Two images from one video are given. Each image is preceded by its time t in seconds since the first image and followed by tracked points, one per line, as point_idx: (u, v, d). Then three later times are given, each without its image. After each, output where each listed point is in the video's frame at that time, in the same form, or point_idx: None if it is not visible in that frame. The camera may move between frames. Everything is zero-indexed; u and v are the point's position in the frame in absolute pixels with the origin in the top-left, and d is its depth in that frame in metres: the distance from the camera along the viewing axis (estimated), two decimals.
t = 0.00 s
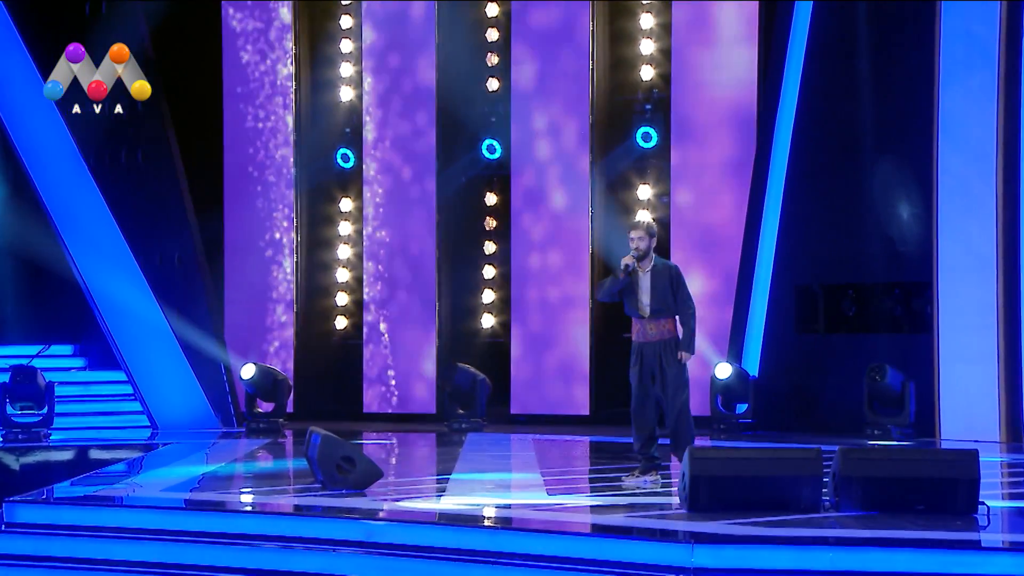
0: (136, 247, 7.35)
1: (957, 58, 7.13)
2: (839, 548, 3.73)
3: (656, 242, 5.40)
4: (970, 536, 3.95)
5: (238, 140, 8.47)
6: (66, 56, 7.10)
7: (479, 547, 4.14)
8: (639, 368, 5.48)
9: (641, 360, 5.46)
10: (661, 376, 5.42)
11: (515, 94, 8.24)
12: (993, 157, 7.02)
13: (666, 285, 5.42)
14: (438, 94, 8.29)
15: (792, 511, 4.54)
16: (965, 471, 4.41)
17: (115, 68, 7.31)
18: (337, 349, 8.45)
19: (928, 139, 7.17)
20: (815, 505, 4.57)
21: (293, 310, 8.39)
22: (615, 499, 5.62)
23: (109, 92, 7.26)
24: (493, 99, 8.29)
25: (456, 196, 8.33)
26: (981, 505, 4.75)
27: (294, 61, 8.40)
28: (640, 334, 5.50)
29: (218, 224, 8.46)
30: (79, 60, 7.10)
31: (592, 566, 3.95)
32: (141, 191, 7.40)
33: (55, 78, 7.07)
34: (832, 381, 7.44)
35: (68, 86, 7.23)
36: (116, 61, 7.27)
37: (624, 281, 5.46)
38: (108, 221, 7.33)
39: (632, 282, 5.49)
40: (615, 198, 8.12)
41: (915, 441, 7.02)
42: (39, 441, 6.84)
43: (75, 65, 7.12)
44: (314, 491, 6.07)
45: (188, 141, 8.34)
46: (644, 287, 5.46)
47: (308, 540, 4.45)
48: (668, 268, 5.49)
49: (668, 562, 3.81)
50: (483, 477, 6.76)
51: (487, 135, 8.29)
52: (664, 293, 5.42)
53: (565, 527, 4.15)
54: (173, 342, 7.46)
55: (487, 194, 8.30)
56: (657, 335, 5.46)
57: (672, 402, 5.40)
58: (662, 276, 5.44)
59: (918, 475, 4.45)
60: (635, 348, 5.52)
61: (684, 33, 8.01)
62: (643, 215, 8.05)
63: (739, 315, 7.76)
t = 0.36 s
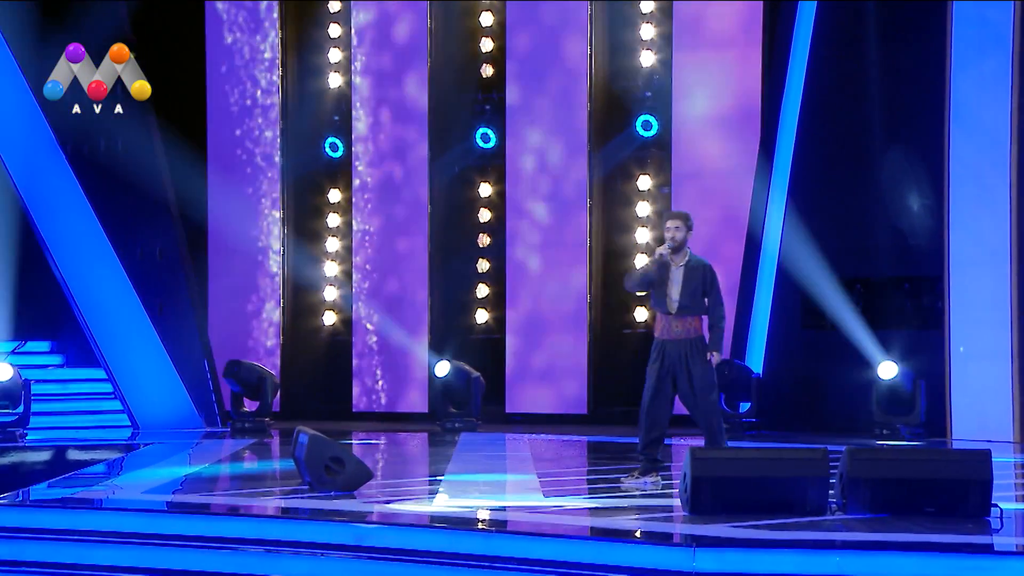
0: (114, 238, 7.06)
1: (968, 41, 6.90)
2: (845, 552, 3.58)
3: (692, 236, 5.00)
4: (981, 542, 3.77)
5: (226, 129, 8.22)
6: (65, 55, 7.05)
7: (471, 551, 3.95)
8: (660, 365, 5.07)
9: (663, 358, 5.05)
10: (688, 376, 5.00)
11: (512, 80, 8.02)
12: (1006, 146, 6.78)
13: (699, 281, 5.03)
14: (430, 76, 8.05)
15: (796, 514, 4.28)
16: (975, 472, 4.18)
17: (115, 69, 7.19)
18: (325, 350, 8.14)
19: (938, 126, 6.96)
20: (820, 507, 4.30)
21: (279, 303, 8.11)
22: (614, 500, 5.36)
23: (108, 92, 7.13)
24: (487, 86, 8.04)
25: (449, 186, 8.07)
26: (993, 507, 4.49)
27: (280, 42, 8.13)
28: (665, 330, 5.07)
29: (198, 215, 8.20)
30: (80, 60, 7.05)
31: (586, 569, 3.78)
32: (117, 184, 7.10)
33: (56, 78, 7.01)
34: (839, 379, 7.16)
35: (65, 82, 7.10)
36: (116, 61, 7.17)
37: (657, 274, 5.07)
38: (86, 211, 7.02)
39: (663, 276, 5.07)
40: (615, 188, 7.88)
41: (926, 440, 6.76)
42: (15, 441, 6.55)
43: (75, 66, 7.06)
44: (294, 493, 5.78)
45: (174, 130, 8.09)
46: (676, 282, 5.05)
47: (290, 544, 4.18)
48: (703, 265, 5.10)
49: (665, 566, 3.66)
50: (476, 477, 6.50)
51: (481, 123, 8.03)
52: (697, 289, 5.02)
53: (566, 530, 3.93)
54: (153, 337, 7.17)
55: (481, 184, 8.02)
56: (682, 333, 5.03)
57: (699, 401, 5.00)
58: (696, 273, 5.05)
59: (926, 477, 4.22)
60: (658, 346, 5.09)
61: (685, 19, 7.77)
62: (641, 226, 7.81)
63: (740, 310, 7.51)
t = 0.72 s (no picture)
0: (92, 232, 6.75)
1: (977, 25, 6.69)
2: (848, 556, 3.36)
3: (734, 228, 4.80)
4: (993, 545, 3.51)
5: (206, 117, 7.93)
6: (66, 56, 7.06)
7: (457, 554, 3.70)
8: (690, 359, 4.88)
9: (692, 350, 4.86)
10: (714, 372, 4.81)
11: (501, 67, 7.70)
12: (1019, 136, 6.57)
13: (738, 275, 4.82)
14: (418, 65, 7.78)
15: (798, 518, 4.03)
16: (984, 473, 3.93)
17: (115, 69, 7.30)
18: (310, 345, 7.93)
19: (947, 114, 6.70)
20: (823, 511, 4.05)
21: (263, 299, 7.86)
22: (609, 503, 5.08)
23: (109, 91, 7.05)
24: (478, 73, 7.80)
25: (439, 177, 7.81)
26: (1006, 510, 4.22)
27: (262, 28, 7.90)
28: (694, 322, 4.89)
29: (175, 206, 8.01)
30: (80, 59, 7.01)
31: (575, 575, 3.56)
32: (98, 173, 6.90)
33: (56, 78, 6.98)
34: (843, 377, 6.88)
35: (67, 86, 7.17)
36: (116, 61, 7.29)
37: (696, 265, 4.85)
38: (62, 204, 6.70)
39: (700, 268, 4.86)
40: (612, 179, 7.64)
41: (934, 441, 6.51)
42: None
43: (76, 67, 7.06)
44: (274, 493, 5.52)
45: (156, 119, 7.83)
46: (715, 275, 4.85)
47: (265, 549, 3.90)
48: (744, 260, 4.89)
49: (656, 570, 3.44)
50: (467, 480, 6.22)
51: (472, 112, 7.78)
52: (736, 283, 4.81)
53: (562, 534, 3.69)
54: (132, 335, 6.89)
55: (471, 175, 7.77)
56: (713, 327, 4.86)
57: (719, 400, 4.80)
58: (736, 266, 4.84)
59: (933, 479, 3.96)
60: (688, 338, 4.90)
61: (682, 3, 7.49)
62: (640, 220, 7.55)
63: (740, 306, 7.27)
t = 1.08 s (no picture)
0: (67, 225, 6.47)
1: (988, 7, 6.36)
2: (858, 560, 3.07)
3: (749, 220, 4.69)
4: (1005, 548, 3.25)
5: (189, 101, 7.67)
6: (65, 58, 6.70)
7: (436, 558, 3.39)
8: (700, 352, 4.76)
9: (705, 344, 4.73)
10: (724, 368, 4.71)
11: (495, 53, 7.47)
12: None
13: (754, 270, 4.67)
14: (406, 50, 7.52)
15: (804, 519, 3.76)
16: (996, 473, 3.70)
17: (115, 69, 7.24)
18: (296, 341, 7.68)
19: (958, 100, 6.40)
20: (831, 513, 3.78)
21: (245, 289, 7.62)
22: (605, 505, 4.81)
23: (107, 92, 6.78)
24: (470, 58, 7.56)
25: (429, 166, 7.59)
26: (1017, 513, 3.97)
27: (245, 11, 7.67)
28: (706, 316, 4.76)
29: (156, 197, 7.72)
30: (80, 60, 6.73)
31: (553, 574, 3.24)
32: (72, 162, 6.57)
33: (56, 78, 6.64)
34: (849, 374, 6.63)
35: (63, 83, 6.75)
36: (116, 61, 7.18)
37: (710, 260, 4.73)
38: (36, 195, 6.42)
39: (716, 262, 4.74)
40: (608, 169, 7.39)
41: (943, 441, 6.27)
42: None
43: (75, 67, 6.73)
44: (257, 495, 5.21)
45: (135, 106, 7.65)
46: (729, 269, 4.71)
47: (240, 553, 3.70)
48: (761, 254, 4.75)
49: None
50: (456, 480, 5.96)
51: (464, 99, 7.53)
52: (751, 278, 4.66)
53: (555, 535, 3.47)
54: (111, 333, 6.62)
55: (463, 164, 7.53)
56: (725, 320, 4.75)
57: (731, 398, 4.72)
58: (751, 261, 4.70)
59: (946, 481, 3.70)
60: (697, 331, 4.78)
61: None
62: (637, 210, 7.29)
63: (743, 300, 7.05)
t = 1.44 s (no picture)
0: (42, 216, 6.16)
1: None
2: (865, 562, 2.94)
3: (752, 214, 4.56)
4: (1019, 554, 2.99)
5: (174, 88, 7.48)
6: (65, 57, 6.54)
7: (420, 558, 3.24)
8: (712, 348, 4.52)
9: (718, 339, 4.50)
10: (740, 367, 4.49)
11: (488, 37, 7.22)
12: None
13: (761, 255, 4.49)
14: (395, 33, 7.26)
15: (806, 521, 3.50)
16: (1007, 473, 3.42)
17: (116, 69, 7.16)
18: (280, 331, 7.46)
19: (971, 83, 6.13)
20: (835, 513, 3.51)
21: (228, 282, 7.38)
22: (602, 505, 4.56)
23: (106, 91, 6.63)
24: (462, 41, 7.32)
25: (420, 153, 7.35)
26: None
27: None
28: (715, 312, 4.52)
29: (141, 186, 7.55)
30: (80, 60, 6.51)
31: None
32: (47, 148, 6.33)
33: (55, 78, 6.42)
34: (856, 368, 6.38)
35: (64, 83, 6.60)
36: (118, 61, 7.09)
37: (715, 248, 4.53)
38: (11, 185, 6.07)
39: (720, 251, 4.54)
40: (607, 157, 7.11)
41: (954, 439, 5.95)
42: None
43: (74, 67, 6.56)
44: (240, 494, 4.84)
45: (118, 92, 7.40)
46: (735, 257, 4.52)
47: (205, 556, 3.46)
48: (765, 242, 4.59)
49: None
50: (448, 480, 5.68)
51: (456, 84, 7.31)
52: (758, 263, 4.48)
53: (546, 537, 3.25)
54: (91, 329, 6.36)
55: (455, 151, 7.29)
56: (734, 314, 4.50)
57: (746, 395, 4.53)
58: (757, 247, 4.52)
59: (957, 482, 3.44)
60: (706, 325, 4.54)
61: None
62: (635, 198, 7.05)
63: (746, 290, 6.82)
